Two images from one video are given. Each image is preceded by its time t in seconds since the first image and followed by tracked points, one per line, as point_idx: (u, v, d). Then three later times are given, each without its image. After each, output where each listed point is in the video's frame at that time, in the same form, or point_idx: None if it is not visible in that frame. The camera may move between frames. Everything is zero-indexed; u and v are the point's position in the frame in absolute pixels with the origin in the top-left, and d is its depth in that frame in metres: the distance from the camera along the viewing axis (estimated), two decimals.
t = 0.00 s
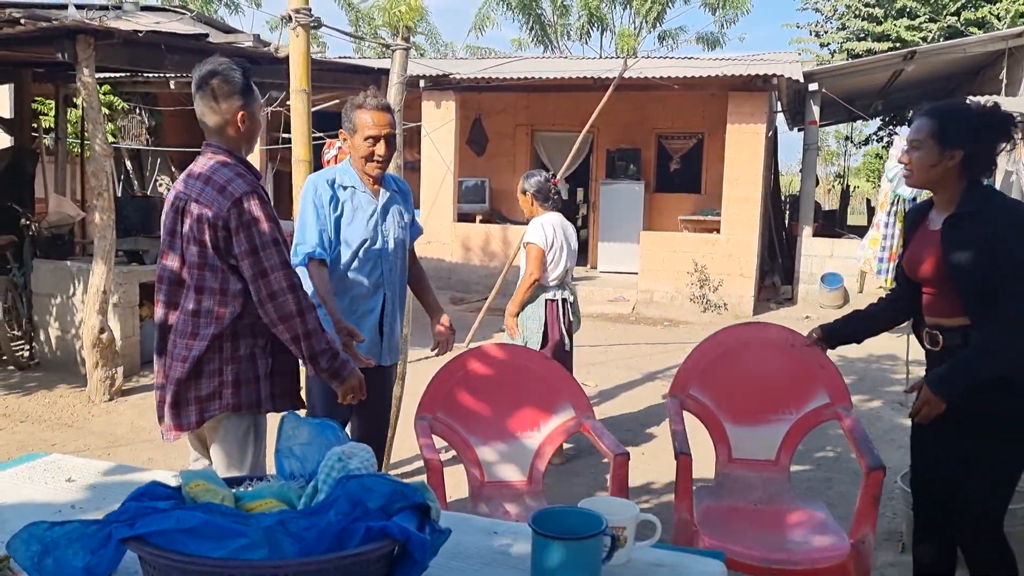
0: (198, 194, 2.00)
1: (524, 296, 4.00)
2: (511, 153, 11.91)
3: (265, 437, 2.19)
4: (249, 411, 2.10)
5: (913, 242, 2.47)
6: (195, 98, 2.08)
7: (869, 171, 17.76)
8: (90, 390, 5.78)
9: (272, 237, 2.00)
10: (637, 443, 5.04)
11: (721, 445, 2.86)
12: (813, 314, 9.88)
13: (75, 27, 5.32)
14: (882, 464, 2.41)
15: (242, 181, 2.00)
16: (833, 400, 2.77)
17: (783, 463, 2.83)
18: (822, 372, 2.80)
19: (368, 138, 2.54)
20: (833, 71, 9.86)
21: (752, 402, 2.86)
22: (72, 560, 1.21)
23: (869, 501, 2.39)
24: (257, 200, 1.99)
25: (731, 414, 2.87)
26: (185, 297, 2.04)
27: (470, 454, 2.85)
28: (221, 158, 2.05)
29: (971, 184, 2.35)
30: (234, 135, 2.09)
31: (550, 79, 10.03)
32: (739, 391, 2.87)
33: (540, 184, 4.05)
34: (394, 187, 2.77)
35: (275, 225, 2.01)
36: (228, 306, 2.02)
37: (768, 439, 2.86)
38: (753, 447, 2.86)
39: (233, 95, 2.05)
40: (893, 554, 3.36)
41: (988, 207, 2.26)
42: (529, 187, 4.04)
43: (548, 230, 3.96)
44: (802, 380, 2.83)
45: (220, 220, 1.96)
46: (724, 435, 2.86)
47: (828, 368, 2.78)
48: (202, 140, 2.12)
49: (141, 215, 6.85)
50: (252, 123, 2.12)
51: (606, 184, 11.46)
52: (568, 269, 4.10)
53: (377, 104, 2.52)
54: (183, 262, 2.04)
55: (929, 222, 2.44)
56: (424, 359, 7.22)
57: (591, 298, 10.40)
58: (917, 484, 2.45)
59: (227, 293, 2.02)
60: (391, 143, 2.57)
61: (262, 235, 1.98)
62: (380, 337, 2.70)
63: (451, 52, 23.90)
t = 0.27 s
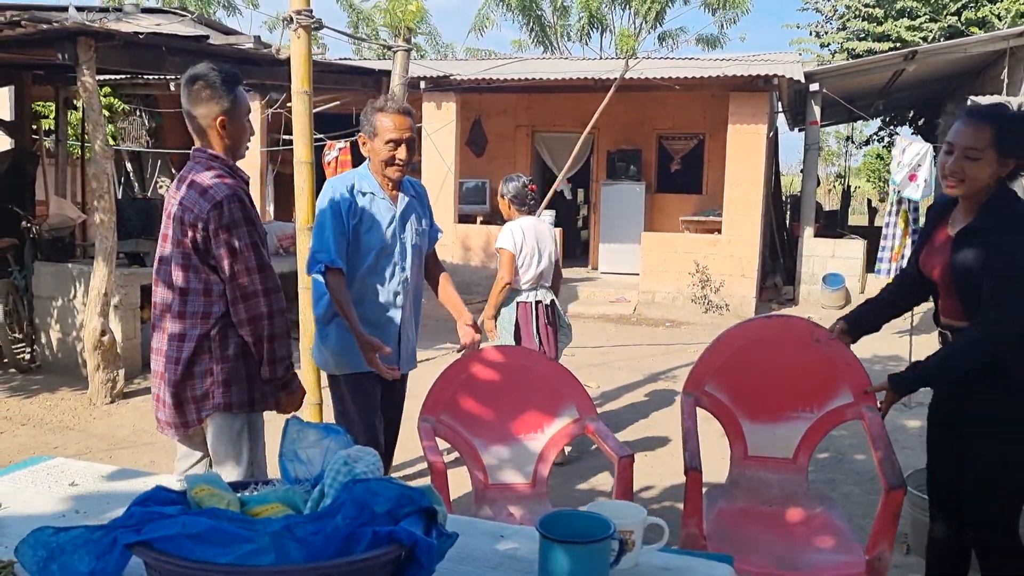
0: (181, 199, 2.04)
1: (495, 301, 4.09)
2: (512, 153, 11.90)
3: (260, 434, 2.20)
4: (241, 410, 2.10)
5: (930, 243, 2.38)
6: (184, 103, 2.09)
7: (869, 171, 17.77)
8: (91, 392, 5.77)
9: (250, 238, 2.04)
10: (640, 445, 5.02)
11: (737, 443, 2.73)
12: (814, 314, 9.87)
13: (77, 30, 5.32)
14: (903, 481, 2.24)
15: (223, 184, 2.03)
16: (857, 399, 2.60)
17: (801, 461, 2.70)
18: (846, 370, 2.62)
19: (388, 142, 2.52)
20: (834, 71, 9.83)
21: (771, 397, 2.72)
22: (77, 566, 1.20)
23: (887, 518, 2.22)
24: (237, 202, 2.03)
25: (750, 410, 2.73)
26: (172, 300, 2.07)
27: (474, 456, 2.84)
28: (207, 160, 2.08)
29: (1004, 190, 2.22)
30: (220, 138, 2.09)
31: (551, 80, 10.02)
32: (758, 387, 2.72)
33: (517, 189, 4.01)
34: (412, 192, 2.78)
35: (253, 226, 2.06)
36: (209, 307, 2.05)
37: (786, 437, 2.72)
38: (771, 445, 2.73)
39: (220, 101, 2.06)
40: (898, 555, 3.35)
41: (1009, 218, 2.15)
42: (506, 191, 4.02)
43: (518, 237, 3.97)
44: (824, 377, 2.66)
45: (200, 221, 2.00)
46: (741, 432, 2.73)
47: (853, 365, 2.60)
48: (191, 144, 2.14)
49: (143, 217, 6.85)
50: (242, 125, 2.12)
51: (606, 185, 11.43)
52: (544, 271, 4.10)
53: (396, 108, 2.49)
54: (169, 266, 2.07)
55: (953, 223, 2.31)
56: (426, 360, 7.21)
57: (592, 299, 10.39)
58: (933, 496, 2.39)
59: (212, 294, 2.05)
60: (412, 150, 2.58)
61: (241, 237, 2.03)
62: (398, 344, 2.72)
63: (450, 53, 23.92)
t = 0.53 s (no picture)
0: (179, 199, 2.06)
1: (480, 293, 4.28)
2: (516, 153, 11.89)
3: (259, 436, 2.20)
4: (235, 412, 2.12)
5: (934, 240, 2.33)
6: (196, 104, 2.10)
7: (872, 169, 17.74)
8: (99, 393, 5.79)
9: (233, 241, 2.00)
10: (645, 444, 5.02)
11: (749, 440, 2.72)
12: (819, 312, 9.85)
13: (82, 31, 5.33)
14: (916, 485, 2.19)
15: (210, 185, 2.02)
16: (871, 398, 2.58)
17: (815, 461, 2.68)
18: (860, 368, 2.60)
19: (419, 149, 2.55)
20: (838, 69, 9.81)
21: (784, 396, 2.72)
22: (92, 565, 1.20)
23: (899, 522, 2.18)
24: (223, 205, 2.00)
25: (762, 408, 2.73)
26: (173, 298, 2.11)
27: (483, 454, 2.83)
28: (206, 162, 2.08)
29: None
30: (221, 140, 2.09)
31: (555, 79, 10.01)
32: (771, 386, 2.72)
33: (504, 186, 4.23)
34: (448, 198, 2.81)
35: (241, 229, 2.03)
36: (199, 309, 2.07)
37: (799, 436, 2.71)
38: (783, 443, 2.72)
39: (223, 103, 2.05)
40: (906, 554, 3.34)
41: None
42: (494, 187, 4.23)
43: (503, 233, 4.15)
44: (837, 376, 2.64)
45: (189, 223, 2.01)
46: (754, 430, 2.73)
47: (867, 364, 2.58)
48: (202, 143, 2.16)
49: (149, 218, 6.87)
50: (246, 131, 2.11)
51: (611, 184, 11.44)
52: (527, 266, 4.28)
53: (427, 114, 2.54)
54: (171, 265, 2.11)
55: (964, 224, 2.23)
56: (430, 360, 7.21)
57: (597, 298, 10.39)
58: (946, 496, 2.38)
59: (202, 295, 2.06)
60: (444, 154, 2.60)
61: (222, 240, 1.99)
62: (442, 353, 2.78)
63: (454, 52, 23.92)
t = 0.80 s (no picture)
0: (186, 198, 2.07)
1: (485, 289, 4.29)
2: (522, 151, 11.88)
3: (261, 440, 2.20)
4: (240, 418, 2.12)
5: (944, 239, 2.33)
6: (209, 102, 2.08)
7: (878, 168, 17.69)
8: (107, 391, 5.80)
9: (232, 246, 1.99)
10: (653, 442, 5.02)
11: (764, 438, 2.62)
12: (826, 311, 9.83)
13: (91, 29, 5.34)
14: (936, 497, 2.12)
15: (212, 185, 2.01)
16: (892, 397, 2.45)
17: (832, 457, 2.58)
18: (882, 366, 2.48)
19: (452, 134, 2.55)
20: (845, 67, 9.79)
21: (801, 392, 2.61)
22: (109, 562, 1.21)
23: (917, 534, 2.11)
24: (223, 206, 1.98)
25: (778, 404, 2.63)
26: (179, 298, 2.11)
27: (493, 452, 2.84)
28: (214, 160, 2.08)
29: None
30: (231, 138, 2.09)
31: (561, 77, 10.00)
32: (787, 382, 2.61)
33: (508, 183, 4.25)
34: (490, 191, 2.80)
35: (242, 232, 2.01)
36: (201, 310, 2.08)
37: (816, 433, 2.60)
38: (799, 440, 2.62)
39: (234, 102, 2.04)
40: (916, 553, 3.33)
41: None
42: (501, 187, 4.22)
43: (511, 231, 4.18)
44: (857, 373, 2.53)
45: (192, 224, 2.02)
46: (769, 427, 2.62)
47: (890, 362, 2.46)
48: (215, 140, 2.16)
49: (157, 216, 6.88)
50: (256, 132, 2.10)
51: (617, 183, 11.43)
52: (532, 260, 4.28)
53: (463, 103, 2.55)
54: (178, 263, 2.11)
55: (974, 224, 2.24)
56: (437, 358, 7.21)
57: (603, 297, 10.39)
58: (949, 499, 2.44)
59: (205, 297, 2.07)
60: (480, 144, 2.59)
61: (219, 242, 1.98)
62: (467, 349, 2.82)
63: (460, 51, 23.92)
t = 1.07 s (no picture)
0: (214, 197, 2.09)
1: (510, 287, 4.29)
2: (541, 149, 11.88)
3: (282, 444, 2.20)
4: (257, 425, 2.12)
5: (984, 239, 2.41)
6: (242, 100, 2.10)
7: (900, 167, 17.54)
8: (132, 387, 5.86)
9: (250, 250, 1.98)
10: (675, 440, 5.01)
11: (815, 439, 2.58)
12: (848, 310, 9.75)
13: (116, 29, 5.40)
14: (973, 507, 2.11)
15: (235, 186, 2.01)
16: (950, 401, 2.36)
17: (889, 463, 2.52)
18: (937, 369, 2.37)
19: (495, 124, 2.64)
20: (867, 65, 9.73)
21: (853, 392, 2.54)
22: (144, 556, 1.22)
23: (955, 544, 2.08)
24: (243, 209, 1.98)
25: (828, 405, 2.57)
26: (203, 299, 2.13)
27: (517, 448, 2.85)
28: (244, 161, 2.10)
29: None
30: (261, 136, 2.10)
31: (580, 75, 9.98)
32: (837, 381, 2.54)
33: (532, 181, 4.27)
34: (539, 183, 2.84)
35: (262, 235, 2.00)
36: (222, 314, 2.10)
37: (870, 437, 2.54)
38: (853, 445, 2.57)
39: (265, 99, 2.05)
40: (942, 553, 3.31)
41: None
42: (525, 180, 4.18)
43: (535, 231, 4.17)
44: (912, 375, 2.44)
45: (214, 226, 2.03)
46: (819, 427, 2.58)
47: (946, 364, 2.35)
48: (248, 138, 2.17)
49: (180, 214, 6.94)
50: (289, 130, 2.11)
51: (637, 181, 11.40)
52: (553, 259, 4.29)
53: (506, 96, 2.65)
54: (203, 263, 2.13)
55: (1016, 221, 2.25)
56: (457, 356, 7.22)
57: (623, 295, 10.37)
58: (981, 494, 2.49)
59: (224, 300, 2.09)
60: (524, 135, 2.67)
61: (239, 245, 1.98)
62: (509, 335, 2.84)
63: (480, 49, 23.94)
